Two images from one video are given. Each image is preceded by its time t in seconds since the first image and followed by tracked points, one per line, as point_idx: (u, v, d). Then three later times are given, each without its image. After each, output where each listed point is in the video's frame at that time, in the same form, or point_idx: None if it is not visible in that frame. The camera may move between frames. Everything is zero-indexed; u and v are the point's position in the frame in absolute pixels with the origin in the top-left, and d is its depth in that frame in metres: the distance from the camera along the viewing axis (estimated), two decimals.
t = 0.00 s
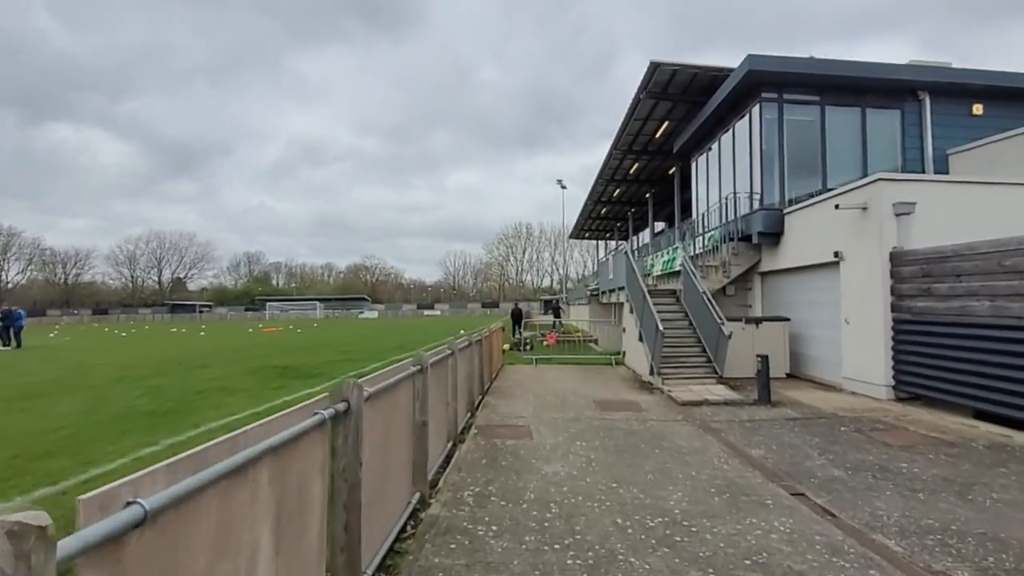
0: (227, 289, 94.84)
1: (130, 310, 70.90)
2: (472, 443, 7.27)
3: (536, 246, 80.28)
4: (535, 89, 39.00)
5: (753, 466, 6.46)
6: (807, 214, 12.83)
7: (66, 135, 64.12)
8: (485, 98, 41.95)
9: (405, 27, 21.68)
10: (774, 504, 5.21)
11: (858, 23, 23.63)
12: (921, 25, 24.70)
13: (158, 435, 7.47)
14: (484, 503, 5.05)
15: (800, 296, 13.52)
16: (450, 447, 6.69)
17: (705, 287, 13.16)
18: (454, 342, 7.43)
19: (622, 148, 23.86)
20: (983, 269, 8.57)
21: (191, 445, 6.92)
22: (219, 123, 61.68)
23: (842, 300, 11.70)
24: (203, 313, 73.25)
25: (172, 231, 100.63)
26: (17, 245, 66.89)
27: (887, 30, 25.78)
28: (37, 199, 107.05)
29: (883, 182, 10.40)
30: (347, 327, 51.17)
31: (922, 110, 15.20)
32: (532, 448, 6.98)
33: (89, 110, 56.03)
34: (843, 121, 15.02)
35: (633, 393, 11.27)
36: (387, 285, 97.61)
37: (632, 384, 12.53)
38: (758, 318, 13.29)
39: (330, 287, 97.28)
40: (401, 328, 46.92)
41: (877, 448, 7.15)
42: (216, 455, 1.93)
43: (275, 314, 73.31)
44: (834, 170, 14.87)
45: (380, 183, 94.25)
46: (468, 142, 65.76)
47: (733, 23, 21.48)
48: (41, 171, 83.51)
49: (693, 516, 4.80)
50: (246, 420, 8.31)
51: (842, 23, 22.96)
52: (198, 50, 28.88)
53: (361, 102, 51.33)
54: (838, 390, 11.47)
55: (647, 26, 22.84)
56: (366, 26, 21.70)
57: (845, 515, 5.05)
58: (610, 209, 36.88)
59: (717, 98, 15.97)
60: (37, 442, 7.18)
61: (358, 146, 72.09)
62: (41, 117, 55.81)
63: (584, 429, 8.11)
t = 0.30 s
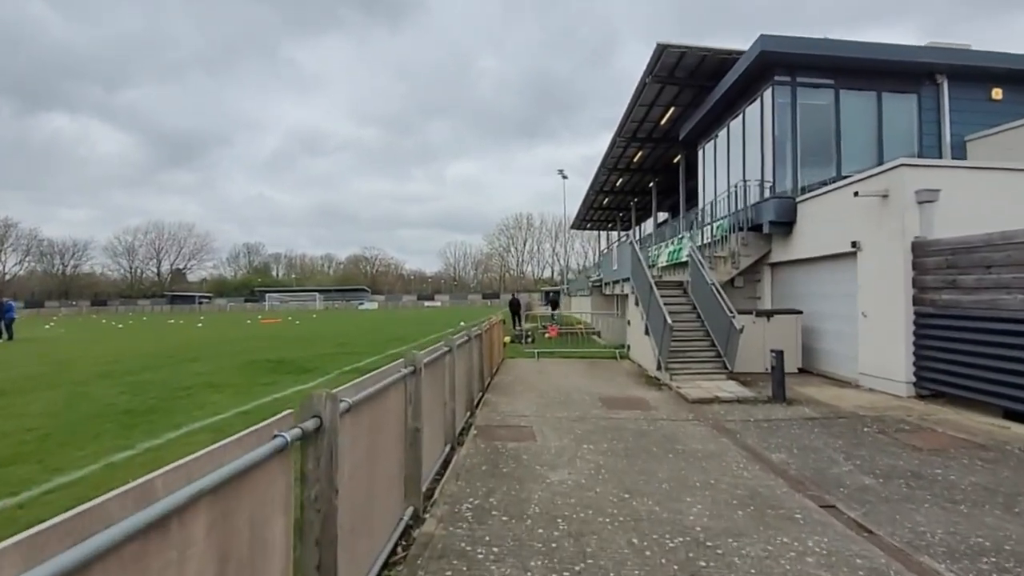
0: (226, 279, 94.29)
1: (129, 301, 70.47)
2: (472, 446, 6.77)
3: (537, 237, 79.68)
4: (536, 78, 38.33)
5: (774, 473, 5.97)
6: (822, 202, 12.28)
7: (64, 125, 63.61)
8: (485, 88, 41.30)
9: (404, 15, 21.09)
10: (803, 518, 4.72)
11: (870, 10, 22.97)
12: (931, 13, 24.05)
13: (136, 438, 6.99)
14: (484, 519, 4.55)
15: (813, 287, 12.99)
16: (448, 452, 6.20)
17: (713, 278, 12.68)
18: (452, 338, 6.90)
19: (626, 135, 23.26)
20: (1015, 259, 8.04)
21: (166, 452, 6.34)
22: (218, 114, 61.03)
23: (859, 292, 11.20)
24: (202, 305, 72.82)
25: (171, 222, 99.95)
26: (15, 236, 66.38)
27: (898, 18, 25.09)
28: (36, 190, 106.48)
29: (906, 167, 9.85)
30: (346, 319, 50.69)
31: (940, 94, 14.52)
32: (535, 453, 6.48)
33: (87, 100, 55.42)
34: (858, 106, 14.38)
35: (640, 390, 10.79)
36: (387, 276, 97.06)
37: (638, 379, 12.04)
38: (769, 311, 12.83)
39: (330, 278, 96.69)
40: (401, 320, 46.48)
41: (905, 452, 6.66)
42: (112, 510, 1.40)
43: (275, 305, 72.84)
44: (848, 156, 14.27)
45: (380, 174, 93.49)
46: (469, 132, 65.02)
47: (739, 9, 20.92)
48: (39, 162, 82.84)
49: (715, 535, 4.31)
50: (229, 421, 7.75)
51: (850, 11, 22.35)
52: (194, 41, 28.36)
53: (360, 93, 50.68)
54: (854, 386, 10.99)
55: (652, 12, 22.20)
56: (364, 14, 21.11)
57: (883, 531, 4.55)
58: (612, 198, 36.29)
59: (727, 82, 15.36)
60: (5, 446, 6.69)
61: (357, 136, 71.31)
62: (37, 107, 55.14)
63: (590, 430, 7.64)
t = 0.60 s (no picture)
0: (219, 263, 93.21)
1: (120, 283, 69.46)
2: (463, 449, 6.27)
3: (534, 230, 79.14)
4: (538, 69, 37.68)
5: (791, 490, 5.50)
6: (835, 200, 11.82)
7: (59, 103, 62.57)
8: (487, 79, 40.67)
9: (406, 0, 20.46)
10: (830, 545, 4.25)
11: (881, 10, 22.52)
12: (942, 15, 23.60)
13: (99, 430, 6.44)
14: (475, 538, 4.05)
15: (821, 289, 12.54)
16: (437, 456, 5.69)
17: (719, 277, 12.23)
18: (446, 332, 6.39)
19: (630, 128, 22.70)
20: None
21: (127, 450, 5.76)
22: (215, 97, 60.11)
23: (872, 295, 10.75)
24: (194, 288, 71.88)
25: (165, 204, 98.66)
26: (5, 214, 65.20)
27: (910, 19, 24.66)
28: (29, 168, 105.10)
29: (927, 166, 9.41)
30: (340, 307, 50.04)
31: (958, 93, 14.09)
32: (530, 459, 5.99)
33: (82, 78, 54.46)
34: (873, 103, 13.91)
35: (641, 391, 10.31)
36: (382, 265, 96.25)
37: (639, 380, 11.56)
38: (775, 312, 12.38)
39: (324, 265, 95.80)
40: (395, 309, 45.87)
41: (929, 469, 6.21)
42: None
43: (268, 291, 72.03)
44: (862, 155, 13.81)
45: (378, 162, 92.55)
46: (469, 123, 64.25)
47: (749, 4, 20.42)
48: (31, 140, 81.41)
49: (735, 563, 3.84)
50: (204, 415, 7.18)
51: (861, 11, 21.90)
52: (192, 21, 27.68)
53: (360, 80, 49.88)
54: (863, 393, 10.54)
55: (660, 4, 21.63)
56: None
57: (919, 562, 4.09)
58: (612, 193, 35.76)
59: (739, 73, 14.84)
60: None
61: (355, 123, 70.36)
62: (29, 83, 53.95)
63: (590, 434, 7.15)
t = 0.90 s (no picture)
0: (199, 268, 91.29)
1: (95, 289, 67.59)
2: (446, 462, 5.74)
3: (519, 230, 78.65)
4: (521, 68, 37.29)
5: (804, 500, 5.06)
6: (828, 190, 11.49)
7: (31, 107, 60.96)
8: (469, 78, 40.19)
9: None
10: (857, 564, 3.81)
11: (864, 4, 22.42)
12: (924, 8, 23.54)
13: (40, 452, 5.79)
14: (458, 571, 3.53)
15: (814, 282, 12.22)
16: (416, 473, 5.14)
17: (711, 272, 11.84)
18: (425, 335, 5.86)
19: (615, 123, 22.28)
20: None
21: (67, 475, 5.13)
22: (192, 99, 58.92)
23: (868, 287, 10.43)
24: (173, 294, 70.21)
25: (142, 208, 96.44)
26: None
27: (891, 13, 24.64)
28: None
29: (925, 152, 9.09)
30: (323, 310, 49.07)
31: (948, 81, 13.87)
32: (519, 472, 5.47)
33: (54, 81, 52.94)
34: (864, 91, 13.61)
35: (634, 392, 9.87)
36: (366, 267, 95.05)
37: (630, 380, 11.12)
38: (769, 307, 12.01)
39: (307, 268, 94.31)
40: (379, 311, 45.00)
41: (945, 472, 5.84)
42: None
43: (249, 295, 70.63)
44: (852, 145, 13.53)
45: (360, 163, 91.51)
46: (452, 123, 63.63)
47: None
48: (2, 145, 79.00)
49: None
50: (162, 431, 6.56)
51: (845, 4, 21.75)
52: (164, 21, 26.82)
53: (342, 81, 49.03)
54: (863, 389, 10.20)
55: None
56: None
57: None
58: (597, 190, 35.40)
59: (726, 63, 14.48)
60: None
61: (337, 124, 69.33)
62: None
63: (583, 441, 6.67)
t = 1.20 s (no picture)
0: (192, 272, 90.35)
1: (87, 296, 66.69)
2: (441, 485, 5.18)
3: (515, 230, 78.05)
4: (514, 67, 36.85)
5: (840, 523, 4.55)
6: (838, 182, 11.01)
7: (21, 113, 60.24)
8: (462, 78, 39.75)
9: None
10: None
11: None
12: None
13: None
14: None
15: (824, 279, 11.74)
16: (406, 499, 4.60)
17: (716, 269, 11.36)
18: (415, 345, 5.31)
19: (611, 118, 21.77)
20: None
21: (8, 513, 4.60)
22: (183, 103, 58.31)
23: (883, 283, 9.95)
24: (166, 299, 69.36)
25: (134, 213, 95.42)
26: None
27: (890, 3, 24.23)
28: None
29: (943, 140, 8.60)
30: (319, 313, 48.42)
31: (956, 68, 13.39)
32: (523, 497, 4.92)
33: (42, 86, 52.14)
34: (870, 80, 13.11)
35: (640, 397, 9.35)
36: (361, 269, 94.25)
37: (636, 384, 10.59)
38: (778, 305, 11.54)
39: (302, 271, 93.45)
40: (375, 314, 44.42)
41: (987, 485, 5.35)
42: None
43: (243, 299, 69.83)
44: (860, 136, 13.03)
45: (353, 165, 90.83)
46: (446, 123, 63.06)
47: None
48: None
49: None
50: (126, 456, 6.02)
51: None
52: (151, 24, 26.24)
53: (335, 82, 48.44)
54: (880, 391, 9.70)
55: None
56: None
57: None
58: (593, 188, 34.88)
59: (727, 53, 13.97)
60: None
61: (330, 125, 68.66)
62: None
63: (591, 457, 6.13)
